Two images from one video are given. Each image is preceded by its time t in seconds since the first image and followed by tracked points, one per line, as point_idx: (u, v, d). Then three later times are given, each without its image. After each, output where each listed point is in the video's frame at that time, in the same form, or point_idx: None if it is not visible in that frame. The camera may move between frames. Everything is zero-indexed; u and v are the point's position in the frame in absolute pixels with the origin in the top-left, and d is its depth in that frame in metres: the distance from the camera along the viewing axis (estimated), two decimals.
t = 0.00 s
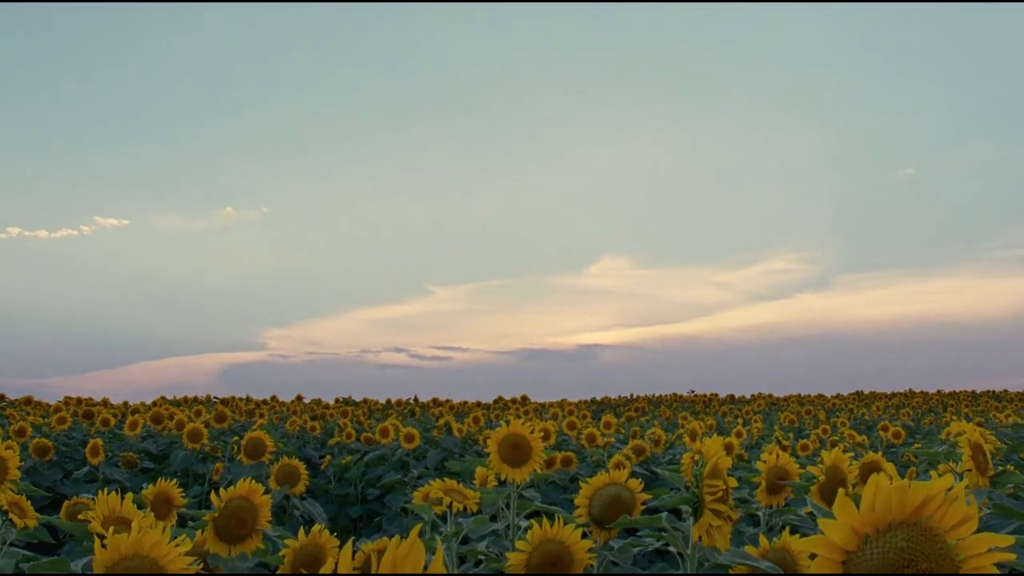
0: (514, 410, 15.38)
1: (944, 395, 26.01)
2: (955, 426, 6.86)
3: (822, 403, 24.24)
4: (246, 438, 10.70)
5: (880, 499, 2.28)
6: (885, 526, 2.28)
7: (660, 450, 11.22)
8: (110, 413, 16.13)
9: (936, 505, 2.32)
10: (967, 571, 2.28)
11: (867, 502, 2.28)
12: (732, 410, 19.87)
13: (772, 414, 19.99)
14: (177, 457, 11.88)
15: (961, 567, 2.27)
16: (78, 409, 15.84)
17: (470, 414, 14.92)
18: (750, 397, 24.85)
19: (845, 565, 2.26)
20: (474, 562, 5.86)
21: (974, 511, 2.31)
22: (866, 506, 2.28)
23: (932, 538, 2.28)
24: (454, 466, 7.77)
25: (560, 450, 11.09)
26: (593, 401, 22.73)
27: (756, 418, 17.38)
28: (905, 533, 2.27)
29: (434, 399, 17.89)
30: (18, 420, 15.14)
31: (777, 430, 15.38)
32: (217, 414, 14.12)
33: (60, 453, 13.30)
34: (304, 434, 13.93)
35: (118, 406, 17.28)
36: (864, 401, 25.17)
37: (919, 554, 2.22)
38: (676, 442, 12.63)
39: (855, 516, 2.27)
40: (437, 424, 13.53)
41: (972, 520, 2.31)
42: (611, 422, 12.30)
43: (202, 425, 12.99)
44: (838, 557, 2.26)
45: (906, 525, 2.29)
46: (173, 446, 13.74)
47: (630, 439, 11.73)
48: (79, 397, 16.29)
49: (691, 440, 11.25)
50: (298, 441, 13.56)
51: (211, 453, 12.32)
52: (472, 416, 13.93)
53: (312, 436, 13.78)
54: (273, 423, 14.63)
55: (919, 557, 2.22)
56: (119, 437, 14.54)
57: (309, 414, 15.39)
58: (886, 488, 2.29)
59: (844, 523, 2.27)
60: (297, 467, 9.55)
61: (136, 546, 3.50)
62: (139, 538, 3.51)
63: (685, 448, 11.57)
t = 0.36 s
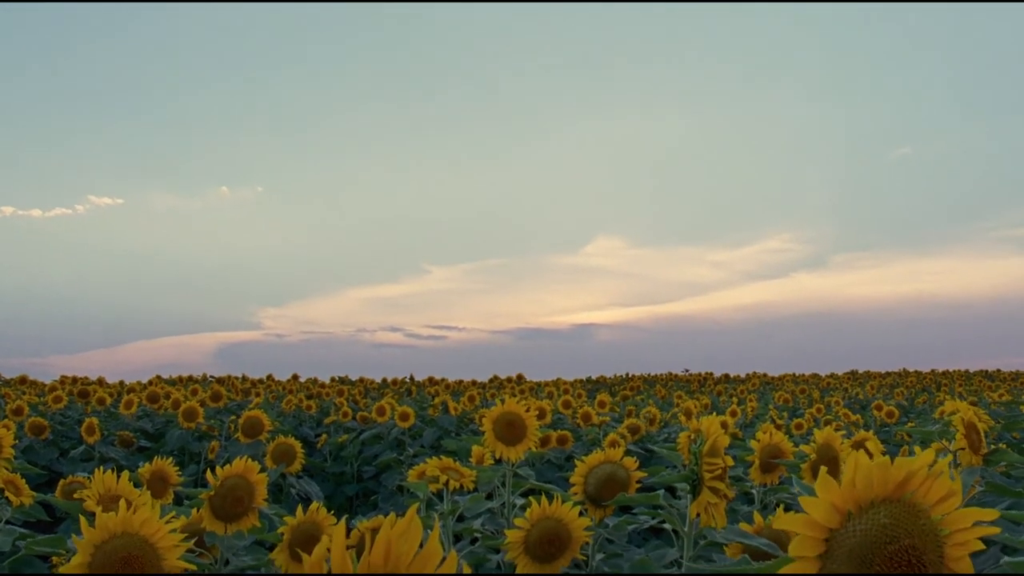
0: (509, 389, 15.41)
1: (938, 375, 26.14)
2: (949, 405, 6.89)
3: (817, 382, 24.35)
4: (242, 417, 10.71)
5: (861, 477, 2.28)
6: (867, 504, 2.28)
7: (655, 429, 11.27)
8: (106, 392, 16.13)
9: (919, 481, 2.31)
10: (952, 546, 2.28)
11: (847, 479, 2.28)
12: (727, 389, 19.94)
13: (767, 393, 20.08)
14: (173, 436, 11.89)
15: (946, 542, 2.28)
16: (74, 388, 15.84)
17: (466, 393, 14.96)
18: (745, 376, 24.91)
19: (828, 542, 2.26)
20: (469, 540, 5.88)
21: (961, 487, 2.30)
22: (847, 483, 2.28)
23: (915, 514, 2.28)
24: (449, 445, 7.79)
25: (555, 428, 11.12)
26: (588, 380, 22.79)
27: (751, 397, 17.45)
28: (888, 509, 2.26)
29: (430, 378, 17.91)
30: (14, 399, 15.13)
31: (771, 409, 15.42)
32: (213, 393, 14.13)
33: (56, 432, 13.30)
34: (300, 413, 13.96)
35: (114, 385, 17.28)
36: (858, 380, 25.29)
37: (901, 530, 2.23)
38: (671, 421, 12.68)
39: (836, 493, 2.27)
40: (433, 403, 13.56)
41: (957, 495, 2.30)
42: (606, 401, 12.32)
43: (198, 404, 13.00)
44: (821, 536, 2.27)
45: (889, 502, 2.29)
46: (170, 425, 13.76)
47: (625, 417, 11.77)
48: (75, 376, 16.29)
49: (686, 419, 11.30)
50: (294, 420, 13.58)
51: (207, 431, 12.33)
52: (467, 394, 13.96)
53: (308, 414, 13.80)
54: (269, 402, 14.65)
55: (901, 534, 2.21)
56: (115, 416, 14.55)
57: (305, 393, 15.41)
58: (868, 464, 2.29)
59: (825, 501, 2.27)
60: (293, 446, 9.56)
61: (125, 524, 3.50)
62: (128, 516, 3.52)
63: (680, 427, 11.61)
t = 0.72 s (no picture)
0: (503, 370, 15.44)
1: (930, 356, 26.28)
2: (941, 386, 6.91)
3: (810, 363, 24.47)
4: (235, 397, 10.70)
5: (843, 455, 2.28)
6: (848, 481, 2.28)
7: (648, 410, 11.31)
8: (100, 373, 16.11)
9: (899, 458, 2.32)
10: (933, 521, 2.28)
11: (829, 457, 2.27)
12: (720, 370, 20.02)
13: (760, 374, 20.16)
14: (167, 417, 11.89)
15: (928, 518, 2.28)
16: (68, 369, 15.81)
17: (460, 373, 14.99)
18: (739, 356, 24.99)
19: (810, 520, 2.26)
20: (463, 520, 5.89)
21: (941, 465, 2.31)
22: (828, 462, 2.27)
23: (895, 491, 2.29)
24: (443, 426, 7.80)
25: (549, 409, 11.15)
26: (582, 360, 22.86)
27: (744, 378, 17.51)
28: (869, 487, 2.27)
29: (424, 359, 17.93)
30: (8, 380, 15.11)
31: (765, 390, 15.48)
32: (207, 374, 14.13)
33: (50, 412, 13.28)
34: (294, 394, 13.97)
35: (107, 365, 17.27)
36: (852, 362, 25.41)
37: (882, 507, 2.24)
38: (665, 402, 12.72)
39: (818, 472, 2.27)
40: (427, 384, 13.59)
41: (938, 472, 2.31)
42: (600, 382, 12.35)
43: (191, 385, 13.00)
44: (802, 513, 2.26)
45: (869, 479, 2.30)
46: (164, 406, 13.76)
47: (619, 399, 11.81)
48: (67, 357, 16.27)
49: (679, 400, 11.34)
50: (288, 401, 13.59)
51: (201, 412, 12.34)
52: (461, 375, 13.98)
53: (302, 395, 13.82)
54: (263, 383, 14.66)
55: (882, 511, 2.23)
56: (109, 397, 14.54)
57: (299, 373, 15.42)
58: (849, 443, 2.28)
59: (807, 480, 2.26)
60: (287, 426, 9.57)
61: (121, 504, 3.50)
62: (121, 496, 3.51)
63: (673, 407, 11.66)
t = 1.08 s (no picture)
0: (500, 348, 15.44)
1: (926, 334, 26.37)
2: (938, 363, 6.92)
3: (806, 341, 24.52)
4: (232, 375, 10.69)
5: (852, 431, 2.26)
6: (857, 458, 2.26)
7: (645, 388, 11.32)
8: (96, 351, 16.09)
9: (909, 436, 2.30)
10: (939, 499, 2.29)
11: (839, 433, 2.25)
12: (716, 348, 20.05)
13: (756, 352, 20.19)
14: (164, 395, 11.89)
15: (933, 496, 2.29)
16: (64, 347, 15.79)
17: (456, 351, 14.99)
18: (736, 335, 25.04)
19: (818, 496, 2.24)
20: (460, 496, 5.91)
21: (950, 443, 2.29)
22: (837, 437, 2.25)
23: (904, 467, 2.27)
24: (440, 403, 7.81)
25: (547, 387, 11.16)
26: (579, 338, 22.89)
27: (741, 356, 17.55)
28: (878, 463, 2.25)
29: (421, 337, 17.93)
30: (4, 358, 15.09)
31: (761, 367, 15.51)
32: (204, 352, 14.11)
33: (47, 391, 13.27)
34: (291, 372, 13.98)
35: (104, 344, 17.25)
36: (847, 340, 25.47)
37: (890, 484, 2.22)
38: (662, 379, 12.75)
39: (828, 446, 2.24)
40: (424, 361, 13.59)
41: (946, 450, 2.29)
42: (596, 360, 12.35)
43: (188, 363, 12.99)
44: (810, 488, 2.24)
45: (878, 455, 2.28)
46: (161, 384, 13.76)
47: (616, 376, 11.82)
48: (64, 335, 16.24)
49: (676, 378, 11.35)
50: (285, 378, 13.60)
51: (198, 390, 12.34)
52: (458, 354, 13.98)
53: (299, 373, 13.82)
54: (260, 361, 14.65)
55: (890, 487, 2.21)
56: (106, 375, 14.53)
57: (296, 351, 15.42)
58: (858, 420, 2.26)
59: (816, 456, 2.24)
60: (285, 403, 9.57)
61: (116, 481, 3.49)
62: (119, 473, 3.51)
63: (670, 385, 11.67)
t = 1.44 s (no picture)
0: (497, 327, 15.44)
1: (922, 314, 26.42)
2: (937, 341, 6.91)
3: (803, 320, 24.55)
4: (228, 353, 10.68)
5: (861, 409, 2.24)
6: (865, 435, 2.25)
7: (643, 366, 11.33)
8: (93, 330, 16.07)
9: (917, 414, 2.28)
10: (944, 477, 2.29)
11: (848, 411, 2.23)
12: (713, 326, 20.07)
13: (753, 331, 20.20)
14: (161, 373, 11.88)
15: (939, 474, 2.28)
16: (61, 326, 15.76)
17: (453, 330, 14.99)
18: (732, 313, 25.05)
19: (826, 473, 2.23)
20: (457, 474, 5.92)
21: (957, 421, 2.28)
22: (847, 415, 2.24)
23: (911, 446, 2.26)
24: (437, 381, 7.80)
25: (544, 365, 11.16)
26: (576, 317, 22.90)
27: (738, 334, 17.57)
28: (885, 441, 2.24)
29: (418, 315, 17.92)
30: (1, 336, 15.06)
31: (758, 346, 15.53)
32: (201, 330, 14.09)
33: (44, 370, 13.25)
34: (288, 350, 13.99)
35: (100, 323, 17.23)
36: (843, 319, 25.51)
37: (898, 462, 2.21)
38: (658, 358, 12.76)
39: (837, 425, 2.23)
40: (421, 340, 13.58)
41: (953, 428, 2.28)
42: (594, 338, 12.35)
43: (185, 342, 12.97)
44: (818, 467, 2.23)
45: (886, 433, 2.26)
46: (158, 363, 13.75)
47: (613, 355, 11.83)
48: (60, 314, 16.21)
49: (673, 357, 11.36)
50: (282, 357, 13.59)
51: (195, 368, 12.33)
52: (455, 332, 13.98)
53: (296, 352, 13.80)
54: (257, 339, 14.63)
55: (897, 466, 2.20)
56: (103, 353, 14.52)
57: (293, 330, 15.41)
58: (868, 397, 2.24)
59: (825, 433, 2.23)
60: (282, 381, 9.57)
61: (111, 458, 3.49)
62: (113, 450, 3.49)
63: (667, 364, 11.68)
